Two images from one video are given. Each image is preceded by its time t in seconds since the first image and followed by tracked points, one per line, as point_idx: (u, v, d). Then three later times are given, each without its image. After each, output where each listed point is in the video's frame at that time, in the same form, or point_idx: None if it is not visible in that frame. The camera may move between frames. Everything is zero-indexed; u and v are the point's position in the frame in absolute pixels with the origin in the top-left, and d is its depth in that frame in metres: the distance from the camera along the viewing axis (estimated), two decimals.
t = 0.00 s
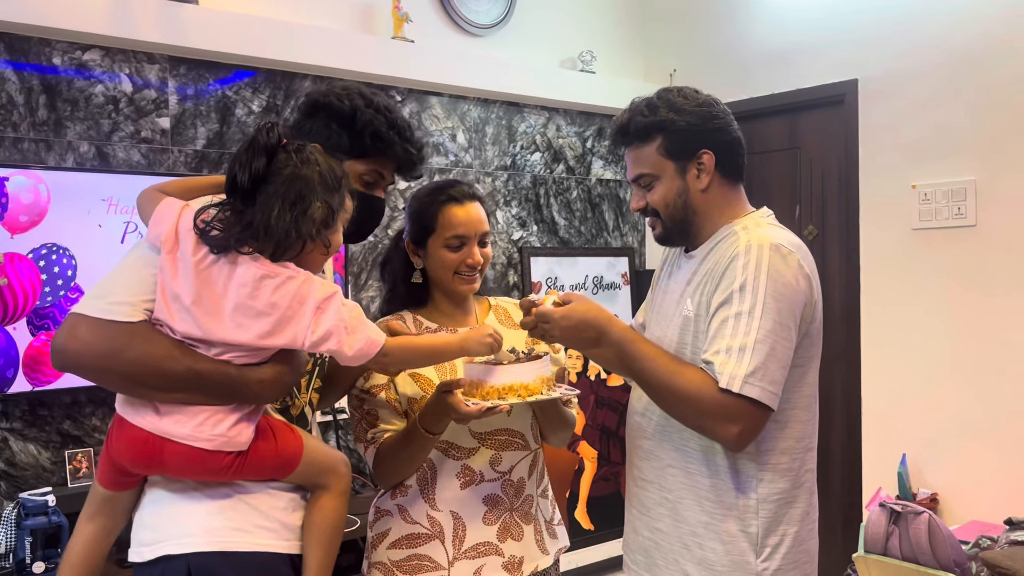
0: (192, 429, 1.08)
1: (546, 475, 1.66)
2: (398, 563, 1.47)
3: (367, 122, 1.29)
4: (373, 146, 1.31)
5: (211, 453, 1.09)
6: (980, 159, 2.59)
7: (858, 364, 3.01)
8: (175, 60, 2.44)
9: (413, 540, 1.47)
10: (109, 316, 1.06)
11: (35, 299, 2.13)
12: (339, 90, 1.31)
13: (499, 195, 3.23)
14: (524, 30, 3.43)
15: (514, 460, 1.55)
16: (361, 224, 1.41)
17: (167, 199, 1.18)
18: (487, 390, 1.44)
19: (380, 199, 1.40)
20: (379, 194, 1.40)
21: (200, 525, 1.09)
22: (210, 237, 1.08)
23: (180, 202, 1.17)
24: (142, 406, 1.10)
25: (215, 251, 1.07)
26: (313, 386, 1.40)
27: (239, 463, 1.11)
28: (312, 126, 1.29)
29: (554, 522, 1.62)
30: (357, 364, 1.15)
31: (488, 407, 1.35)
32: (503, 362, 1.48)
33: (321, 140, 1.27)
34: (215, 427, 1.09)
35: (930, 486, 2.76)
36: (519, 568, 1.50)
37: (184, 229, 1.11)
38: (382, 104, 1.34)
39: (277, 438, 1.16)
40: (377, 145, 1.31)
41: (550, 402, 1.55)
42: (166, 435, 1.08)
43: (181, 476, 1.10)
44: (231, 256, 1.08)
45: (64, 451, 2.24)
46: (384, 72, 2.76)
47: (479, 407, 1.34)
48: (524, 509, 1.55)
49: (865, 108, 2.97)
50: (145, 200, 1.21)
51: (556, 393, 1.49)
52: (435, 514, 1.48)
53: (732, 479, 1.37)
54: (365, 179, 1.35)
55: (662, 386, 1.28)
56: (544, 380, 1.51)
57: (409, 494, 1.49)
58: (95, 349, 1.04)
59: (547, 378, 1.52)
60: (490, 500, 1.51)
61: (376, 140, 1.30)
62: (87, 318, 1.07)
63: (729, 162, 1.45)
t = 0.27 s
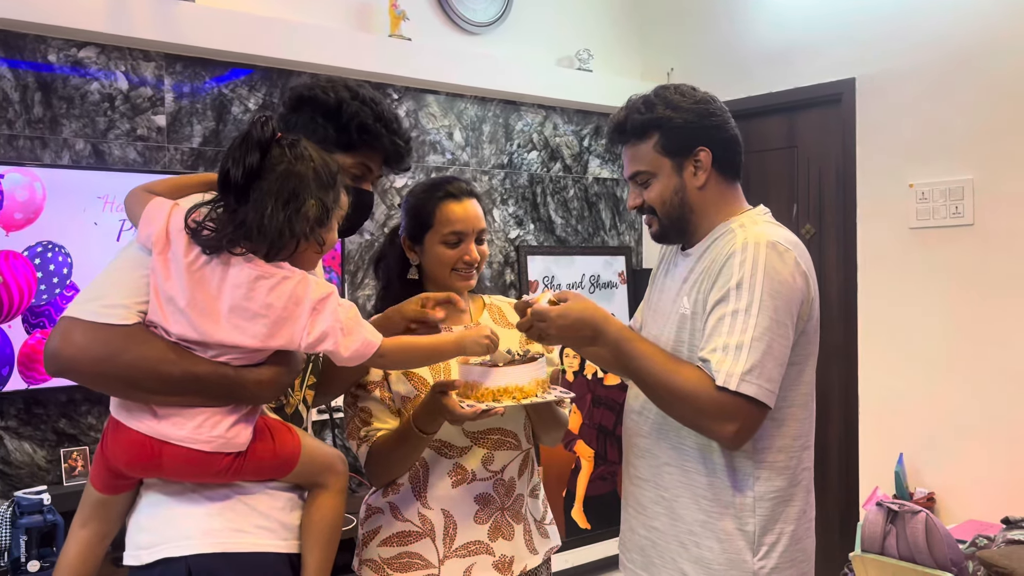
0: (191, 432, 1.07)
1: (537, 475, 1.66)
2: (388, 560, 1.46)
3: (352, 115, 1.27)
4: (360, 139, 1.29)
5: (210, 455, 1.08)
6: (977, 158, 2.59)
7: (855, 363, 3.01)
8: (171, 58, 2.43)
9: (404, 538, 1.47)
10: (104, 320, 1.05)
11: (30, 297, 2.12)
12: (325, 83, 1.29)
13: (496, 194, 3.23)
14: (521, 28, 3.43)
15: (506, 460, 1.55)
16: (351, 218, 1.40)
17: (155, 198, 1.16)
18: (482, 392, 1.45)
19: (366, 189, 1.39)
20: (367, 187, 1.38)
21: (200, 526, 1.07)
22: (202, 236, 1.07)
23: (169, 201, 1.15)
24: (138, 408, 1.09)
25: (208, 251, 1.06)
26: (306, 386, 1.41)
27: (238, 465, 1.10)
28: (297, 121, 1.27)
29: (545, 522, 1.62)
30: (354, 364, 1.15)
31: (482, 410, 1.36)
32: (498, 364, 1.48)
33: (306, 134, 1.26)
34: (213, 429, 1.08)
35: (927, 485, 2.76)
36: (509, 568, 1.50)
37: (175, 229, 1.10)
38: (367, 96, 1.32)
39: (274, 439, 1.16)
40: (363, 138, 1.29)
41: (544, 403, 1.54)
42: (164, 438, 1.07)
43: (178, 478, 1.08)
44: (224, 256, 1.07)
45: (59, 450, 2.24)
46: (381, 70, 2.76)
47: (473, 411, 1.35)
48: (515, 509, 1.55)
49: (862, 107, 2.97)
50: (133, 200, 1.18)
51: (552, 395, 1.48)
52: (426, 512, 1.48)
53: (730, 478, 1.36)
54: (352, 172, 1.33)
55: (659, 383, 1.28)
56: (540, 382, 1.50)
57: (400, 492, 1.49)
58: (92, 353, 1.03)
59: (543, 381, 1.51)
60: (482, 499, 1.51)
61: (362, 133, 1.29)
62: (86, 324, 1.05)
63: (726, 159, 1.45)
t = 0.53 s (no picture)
0: (188, 432, 1.06)
1: (531, 473, 1.65)
2: (378, 557, 1.46)
3: (339, 103, 1.26)
4: (348, 128, 1.28)
5: (208, 455, 1.07)
6: (975, 158, 2.59)
7: (852, 362, 3.01)
8: (167, 54, 2.43)
9: (394, 535, 1.46)
10: (95, 320, 1.04)
11: (25, 294, 2.12)
12: (311, 73, 1.29)
13: (493, 192, 3.23)
14: (519, 26, 3.42)
15: (498, 459, 1.54)
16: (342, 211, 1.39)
17: (145, 195, 1.15)
18: (478, 391, 1.45)
19: (356, 181, 1.38)
20: (356, 178, 1.37)
21: (197, 526, 1.07)
22: (194, 236, 1.06)
23: (160, 199, 1.14)
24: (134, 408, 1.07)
25: (200, 251, 1.05)
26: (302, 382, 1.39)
27: (236, 464, 1.10)
28: (284, 112, 1.27)
29: (538, 520, 1.60)
30: (352, 359, 1.15)
31: (478, 410, 1.36)
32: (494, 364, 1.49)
33: (293, 125, 1.25)
34: (211, 429, 1.07)
35: (924, 485, 2.76)
36: (500, 567, 1.50)
37: (166, 228, 1.09)
38: (354, 86, 1.31)
39: (272, 437, 1.15)
40: (351, 127, 1.28)
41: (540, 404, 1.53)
42: (161, 439, 1.06)
43: (176, 479, 1.08)
44: (217, 255, 1.07)
45: (55, 447, 2.23)
46: (378, 67, 2.75)
47: (470, 412, 1.35)
48: (506, 507, 1.54)
49: (861, 106, 2.97)
50: (122, 196, 1.17)
51: (548, 395, 1.49)
52: (417, 510, 1.48)
53: (727, 476, 1.36)
54: (341, 163, 1.32)
55: (656, 383, 1.28)
56: (536, 382, 1.51)
57: (392, 489, 1.49)
58: (87, 355, 1.02)
59: (539, 381, 1.52)
60: (473, 497, 1.50)
61: (349, 122, 1.28)
62: (75, 323, 1.04)
63: (724, 157, 1.44)
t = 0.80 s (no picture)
0: (183, 432, 1.06)
1: (523, 475, 1.65)
2: (369, 558, 1.45)
3: (328, 98, 1.25)
4: (337, 123, 1.27)
5: (203, 455, 1.07)
6: (975, 159, 2.59)
7: (851, 363, 3.01)
8: (165, 53, 2.42)
9: (386, 536, 1.45)
10: (93, 320, 1.04)
11: (22, 293, 2.12)
12: (301, 68, 1.28)
13: (492, 191, 3.22)
14: (519, 26, 3.42)
15: (491, 460, 1.55)
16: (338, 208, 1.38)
17: (139, 195, 1.14)
18: (470, 393, 1.45)
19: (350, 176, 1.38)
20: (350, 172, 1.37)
21: (192, 526, 1.07)
22: (188, 234, 1.06)
23: (154, 198, 1.13)
24: (128, 409, 1.07)
25: (195, 249, 1.05)
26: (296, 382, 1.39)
27: (231, 464, 1.10)
28: (274, 107, 1.26)
29: (530, 522, 1.61)
30: (344, 360, 1.14)
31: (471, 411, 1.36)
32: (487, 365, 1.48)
33: (282, 121, 1.25)
34: (206, 429, 1.07)
35: (923, 486, 2.76)
36: (492, 568, 1.50)
37: (159, 227, 1.08)
38: (344, 79, 1.30)
39: (267, 437, 1.15)
40: (340, 121, 1.27)
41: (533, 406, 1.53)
42: (155, 439, 1.05)
43: (170, 479, 1.07)
44: (212, 253, 1.06)
45: (52, 446, 2.23)
46: (377, 67, 2.75)
47: (463, 413, 1.35)
48: (498, 509, 1.54)
49: (860, 107, 2.97)
50: (117, 196, 1.17)
51: (541, 398, 1.49)
52: (409, 511, 1.47)
53: (724, 478, 1.36)
54: (332, 159, 1.31)
55: (655, 385, 1.28)
56: (529, 386, 1.51)
57: (384, 490, 1.48)
58: (81, 353, 1.02)
59: (532, 384, 1.52)
60: (465, 498, 1.51)
61: (337, 116, 1.27)
62: (71, 324, 1.03)
63: (724, 158, 1.44)
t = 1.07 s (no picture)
0: (183, 431, 1.06)
1: (518, 475, 1.67)
2: (366, 559, 1.44)
3: (319, 99, 1.25)
4: (329, 124, 1.28)
5: (203, 454, 1.07)
6: (975, 161, 2.59)
7: (851, 365, 3.01)
8: (167, 53, 2.43)
9: (382, 538, 1.45)
10: (93, 319, 1.04)
11: (24, 293, 2.12)
12: (292, 69, 1.28)
13: (493, 192, 3.23)
14: (519, 27, 3.42)
15: (488, 460, 1.55)
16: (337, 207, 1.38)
17: (139, 197, 1.15)
18: (465, 391, 1.46)
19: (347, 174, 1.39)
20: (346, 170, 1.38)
21: (191, 527, 1.07)
22: (189, 235, 1.06)
23: (154, 200, 1.14)
24: (128, 408, 1.08)
25: (195, 249, 1.05)
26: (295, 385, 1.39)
27: (231, 463, 1.10)
28: (268, 109, 1.27)
29: (525, 523, 1.63)
30: (339, 363, 1.15)
31: (466, 409, 1.38)
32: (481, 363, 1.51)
33: (276, 122, 1.26)
34: (206, 428, 1.07)
35: (922, 488, 2.76)
36: (489, 569, 1.50)
37: (159, 227, 1.09)
38: (336, 79, 1.30)
39: (267, 437, 1.15)
40: (332, 122, 1.28)
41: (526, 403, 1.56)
42: (155, 438, 1.05)
43: (170, 478, 1.08)
44: (211, 254, 1.07)
45: (52, 446, 2.23)
46: (378, 68, 2.75)
47: (457, 411, 1.37)
48: (495, 509, 1.55)
49: (860, 108, 2.97)
50: (118, 197, 1.17)
51: (535, 394, 1.52)
52: (406, 513, 1.47)
53: (722, 480, 1.36)
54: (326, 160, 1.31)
55: (653, 388, 1.28)
56: (522, 382, 1.54)
57: (380, 491, 1.48)
58: (80, 353, 1.02)
59: (525, 380, 1.55)
60: (462, 499, 1.51)
61: (329, 117, 1.27)
62: (72, 323, 1.04)
63: (723, 160, 1.44)
